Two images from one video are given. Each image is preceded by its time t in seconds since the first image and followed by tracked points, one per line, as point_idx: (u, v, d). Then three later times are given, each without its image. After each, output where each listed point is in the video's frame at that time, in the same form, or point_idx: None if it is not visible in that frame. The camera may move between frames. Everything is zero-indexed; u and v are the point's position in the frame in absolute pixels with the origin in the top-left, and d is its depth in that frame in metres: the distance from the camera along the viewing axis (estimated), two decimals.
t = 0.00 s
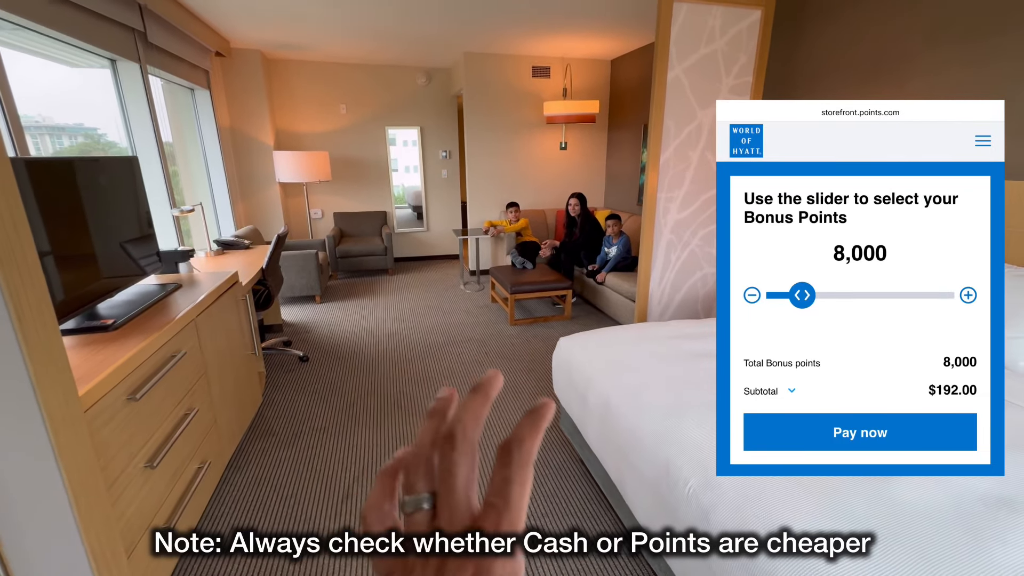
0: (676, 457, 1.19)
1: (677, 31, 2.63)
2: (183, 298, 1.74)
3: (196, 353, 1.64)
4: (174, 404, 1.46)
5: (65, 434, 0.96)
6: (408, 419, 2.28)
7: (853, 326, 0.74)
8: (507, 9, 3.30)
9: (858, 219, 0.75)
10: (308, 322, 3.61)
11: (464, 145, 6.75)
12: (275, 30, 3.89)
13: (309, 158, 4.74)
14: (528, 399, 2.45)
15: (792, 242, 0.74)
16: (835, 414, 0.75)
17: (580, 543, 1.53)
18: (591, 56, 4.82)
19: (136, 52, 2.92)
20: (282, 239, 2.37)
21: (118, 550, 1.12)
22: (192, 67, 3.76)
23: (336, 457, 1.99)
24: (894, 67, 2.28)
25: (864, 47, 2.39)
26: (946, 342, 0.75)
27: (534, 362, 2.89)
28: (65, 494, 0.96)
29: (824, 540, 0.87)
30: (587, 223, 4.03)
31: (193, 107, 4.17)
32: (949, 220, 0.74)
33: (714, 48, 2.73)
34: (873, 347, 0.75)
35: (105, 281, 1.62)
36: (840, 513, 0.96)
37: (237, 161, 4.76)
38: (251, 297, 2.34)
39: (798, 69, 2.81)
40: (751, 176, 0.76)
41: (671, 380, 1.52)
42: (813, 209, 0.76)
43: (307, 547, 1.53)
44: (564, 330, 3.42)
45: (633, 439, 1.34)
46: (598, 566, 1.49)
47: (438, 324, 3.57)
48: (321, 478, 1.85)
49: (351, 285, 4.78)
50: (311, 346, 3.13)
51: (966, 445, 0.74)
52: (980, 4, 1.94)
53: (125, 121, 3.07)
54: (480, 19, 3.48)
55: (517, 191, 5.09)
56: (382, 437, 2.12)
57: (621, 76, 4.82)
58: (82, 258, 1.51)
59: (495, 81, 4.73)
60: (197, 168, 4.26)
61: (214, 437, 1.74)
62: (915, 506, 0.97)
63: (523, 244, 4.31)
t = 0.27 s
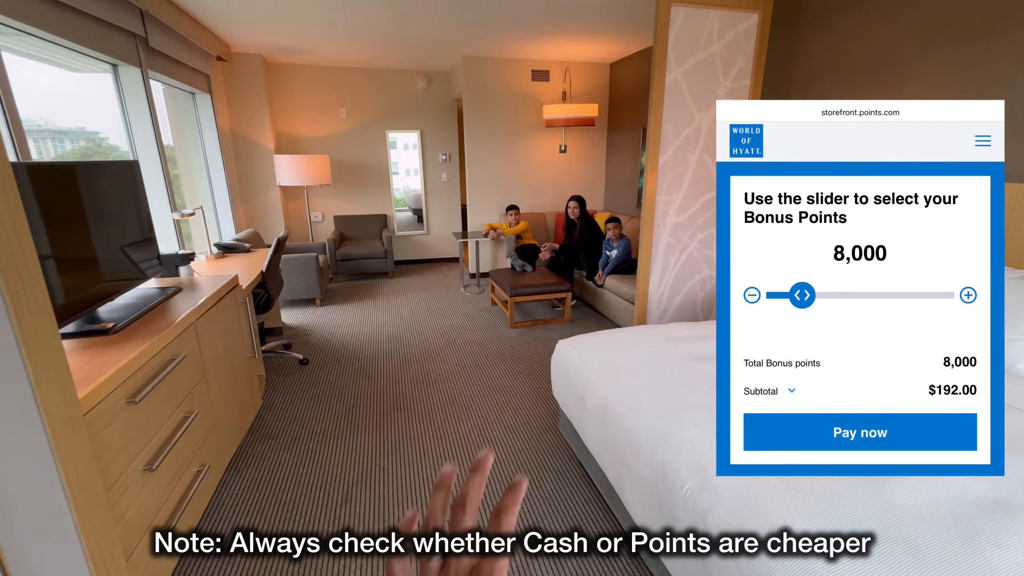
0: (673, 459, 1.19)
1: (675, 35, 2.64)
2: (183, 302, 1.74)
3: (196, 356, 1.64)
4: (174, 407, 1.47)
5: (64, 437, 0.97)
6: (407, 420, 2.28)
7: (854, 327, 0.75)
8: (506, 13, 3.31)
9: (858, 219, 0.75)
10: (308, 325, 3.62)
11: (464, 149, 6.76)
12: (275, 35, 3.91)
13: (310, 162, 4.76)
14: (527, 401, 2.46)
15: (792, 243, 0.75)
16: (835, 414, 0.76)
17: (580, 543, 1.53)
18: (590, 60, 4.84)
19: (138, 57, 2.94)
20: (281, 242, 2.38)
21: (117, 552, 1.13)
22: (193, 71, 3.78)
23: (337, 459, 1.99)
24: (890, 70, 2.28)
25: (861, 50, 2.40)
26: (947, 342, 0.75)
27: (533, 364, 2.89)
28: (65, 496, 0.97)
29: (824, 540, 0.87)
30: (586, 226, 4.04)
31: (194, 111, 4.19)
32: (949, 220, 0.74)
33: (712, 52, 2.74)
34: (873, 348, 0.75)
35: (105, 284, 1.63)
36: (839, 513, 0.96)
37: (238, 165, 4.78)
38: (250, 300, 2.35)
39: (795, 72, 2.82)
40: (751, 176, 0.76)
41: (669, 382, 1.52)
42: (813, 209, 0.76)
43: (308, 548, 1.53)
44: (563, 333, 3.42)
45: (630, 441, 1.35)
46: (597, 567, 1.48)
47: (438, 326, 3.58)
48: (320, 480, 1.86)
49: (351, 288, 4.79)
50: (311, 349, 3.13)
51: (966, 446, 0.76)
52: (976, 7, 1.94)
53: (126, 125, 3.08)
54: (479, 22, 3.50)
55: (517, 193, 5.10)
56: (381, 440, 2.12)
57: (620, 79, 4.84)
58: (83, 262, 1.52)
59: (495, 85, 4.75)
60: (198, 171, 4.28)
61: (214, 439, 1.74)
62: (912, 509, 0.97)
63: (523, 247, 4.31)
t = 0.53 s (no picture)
0: (672, 460, 1.19)
1: (673, 36, 2.65)
2: (180, 304, 1.74)
3: (193, 358, 1.64)
4: (170, 409, 1.47)
5: (58, 439, 0.96)
6: (404, 422, 2.28)
7: (853, 326, 0.74)
8: (504, 15, 3.32)
9: (858, 218, 0.75)
10: (307, 327, 3.61)
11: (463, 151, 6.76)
12: (273, 37, 3.91)
13: (308, 163, 4.76)
14: (524, 402, 2.46)
15: (792, 242, 0.75)
16: (834, 414, 0.76)
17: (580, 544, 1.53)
18: (588, 61, 4.85)
19: (135, 58, 2.94)
20: (279, 244, 2.38)
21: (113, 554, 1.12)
22: (191, 73, 3.79)
23: (335, 461, 1.99)
24: (887, 70, 2.28)
25: (858, 51, 2.41)
26: (947, 342, 0.75)
27: (531, 365, 2.89)
28: (59, 498, 0.96)
29: (824, 540, 0.87)
30: (585, 227, 4.05)
31: (192, 113, 4.20)
32: (949, 220, 0.74)
33: (710, 53, 2.74)
34: (873, 347, 0.75)
35: (103, 286, 1.63)
36: (838, 513, 0.96)
37: (236, 166, 4.77)
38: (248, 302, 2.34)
39: (792, 73, 2.83)
40: (751, 176, 0.75)
41: (668, 383, 1.52)
42: (813, 209, 0.76)
43: (307, 548, 1.53)
44: (562, 334, 3.42)
45: (629, 442, 1.34)
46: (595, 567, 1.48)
47: (436, 328, 3.58)
48: (318, 482, 1.85)
49: (350, 289, 4.78)
50: (310, 351, 3.13)
51: (967, 445, 0.76)
52: (971, 9, 1.95)
53: (124, 127, 3.08)
54: (476, 24, 3.51)
55: (515, 195, 5.10)
56: (379, 442, 2.12)
57: (618, 81, 4.84)
58: (81, 263, 1.51)
59: (493, 87, 4.75)
60: (196, 173, 4.27)
61: (211, 441, 1.74)
62: (910, 510, 0.96)
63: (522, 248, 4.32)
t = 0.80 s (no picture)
0: (672, 461, 1.19)
1: (672, 37, 2.65)
2: (180, 305, 1.74)
3: (193, 360, 1.64)
4: (170, 411, 1.47)
5: (57, 441, 0.96)
6: (404, 423, 2.28)
7: (854, 326, 0.74)
8: (504, 16, 3.33)
9: (858, 218, 0.74)
10: (307, 328, 3.62)
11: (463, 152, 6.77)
12: (273, 39, 3.92)
13: (309, 165, 4.76)
14: (524, 403, 2.45)
15: (792, 242, 0.74)
16: (835, 414, 0.76)
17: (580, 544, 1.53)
18: (588, 62, 4.85)
19: (135, 61, 2.95)
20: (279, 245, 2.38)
21: (113, 555, 1.12)
22: (191, 75, 3.79)
23: (334, 462, 1.98)
24: (886, 70, 2.29)
25: (857, 51, 2.41)
26: (947, 342, 0.75)
27: (531, 366, 2.89)
28: (58, 500, 0.96)
29: (824, 540, 0.87)
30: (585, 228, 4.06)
31: (192, 115, 4.20)
32: (949, 220, 0.74)
33: (709, 54, 2.75)
34: (873, 346, 0.74)
35: (103, 288, 1.63)
36: (839, 513, 0.95)
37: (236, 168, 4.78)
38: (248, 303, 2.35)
39: (791, 73, 2.83)
40: (751, 176, 0.75)
41: (668, 384, 1.52)
42: (813, 209, 0.76)
43: (307, 548, 1.53)
44: (562, 335, 3.42)
45: (629, 443, 1.34)
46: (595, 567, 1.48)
47: (437, 329, 3.58)
48: (318, 483, 1.85)
49: (350, 291, 4.79)
50: (310, 352, 3.13)
51: (968, 445, 0.76)
52: (969, 9, 1.96)
53: (124, 129, 3.08)
54: (476, 26, 3.52)
55: (515, 196, 5.10)
56: (378, 443, 2.12)
57: (618, 82, 4.85)
58: (81, 265, 1.52)
59: (493, 88, 4.76)
60: (196, 175, 4.28)
61: (212, 442, 1.74)
62: (909, 510, 0.96)
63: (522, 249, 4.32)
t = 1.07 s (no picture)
0: (672, 462, 1.18)
1: (671, 38, 2.65)
2: (180, 307, 1.74)
3: (193, 362, 1.64)
4: (170, 413, 1.47)
5: (58, 445, 0.96)
6: (404, 425, 2.27)
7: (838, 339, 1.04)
8: (503, 18, 3.33)
9: (852, 217, 1.00)
10: (307, 330, 3.62)
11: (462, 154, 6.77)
12: (273, 41, 3.92)
13: (309, 167, 4.77)
14: (524, 404, 2.45)
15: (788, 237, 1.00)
16: (837, 416, 1.00)
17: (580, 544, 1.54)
18: (587, 63, 4.86)
19: (135, 63, 2.95)
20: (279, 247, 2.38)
21: (113, 558, 1.12)
22: (191, 78, 3.80)
23: (335, 464, 1.98)
24: (886, 70, 2.28)
25: (855, 52, 2.41)
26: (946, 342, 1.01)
27: (531, 367, 2.89)
28: (58, 501, 0.96)
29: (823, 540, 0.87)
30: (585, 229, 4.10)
31: (192, 117, 4.21)
32: (944, 216, 1.02)
33: (707, 54, 2.75)
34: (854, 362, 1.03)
35: (103, 290, 1.63)
36: (839, 514, 0.95)
37: (236, 170, 4.78)
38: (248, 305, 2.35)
39: (790, 73, 2.83)
40: (752, 178, 1.00)
41: (668, 384, 1.52)
42: (814, 209, 0.98)
43: (306, 548, 1.47)
44: (562, 336, 3.42)
45: (629, 443, 1.34)
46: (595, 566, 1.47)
47: (437, 330, 3.58)
48: (317, 485, 1.85)
49: (350, 292, 4.79)
50: (310, 354, 3.13)
51: (967, 445, 0.96)
52: (968, 9, 1.95)
53: (124, 131, 3.09)
54: (475, 28, 3.52)
55: (515, 197, 5.10)
56: (379, 445, 2.11)
57: (617, 82, 4.85)
58: (81, 267, 1.52)
59: (493, 89, 4.76)
60: (196, 177, 4.28)
61: (212, 445, 1.74)
62: (910, 510, 0.96)
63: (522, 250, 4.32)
